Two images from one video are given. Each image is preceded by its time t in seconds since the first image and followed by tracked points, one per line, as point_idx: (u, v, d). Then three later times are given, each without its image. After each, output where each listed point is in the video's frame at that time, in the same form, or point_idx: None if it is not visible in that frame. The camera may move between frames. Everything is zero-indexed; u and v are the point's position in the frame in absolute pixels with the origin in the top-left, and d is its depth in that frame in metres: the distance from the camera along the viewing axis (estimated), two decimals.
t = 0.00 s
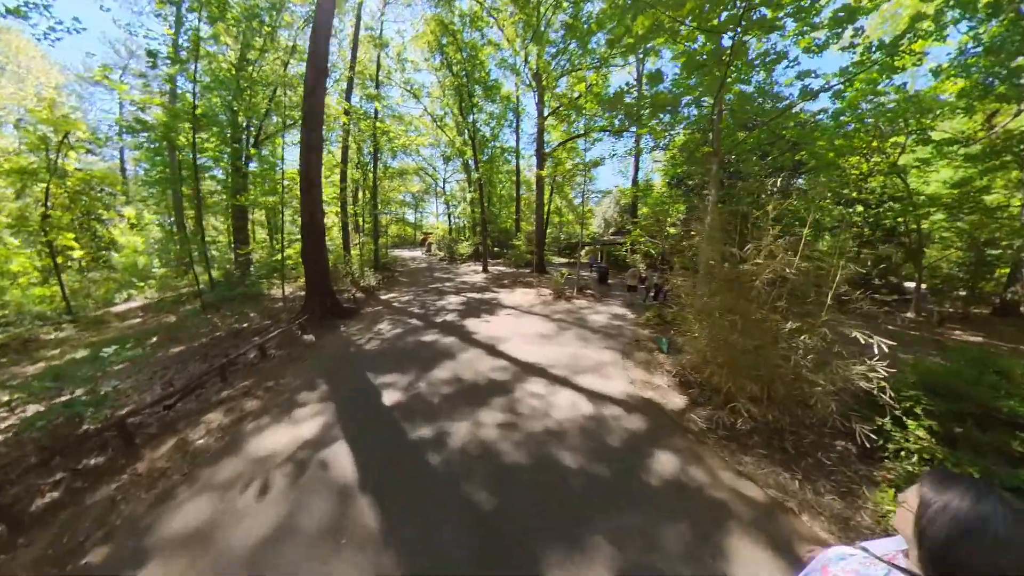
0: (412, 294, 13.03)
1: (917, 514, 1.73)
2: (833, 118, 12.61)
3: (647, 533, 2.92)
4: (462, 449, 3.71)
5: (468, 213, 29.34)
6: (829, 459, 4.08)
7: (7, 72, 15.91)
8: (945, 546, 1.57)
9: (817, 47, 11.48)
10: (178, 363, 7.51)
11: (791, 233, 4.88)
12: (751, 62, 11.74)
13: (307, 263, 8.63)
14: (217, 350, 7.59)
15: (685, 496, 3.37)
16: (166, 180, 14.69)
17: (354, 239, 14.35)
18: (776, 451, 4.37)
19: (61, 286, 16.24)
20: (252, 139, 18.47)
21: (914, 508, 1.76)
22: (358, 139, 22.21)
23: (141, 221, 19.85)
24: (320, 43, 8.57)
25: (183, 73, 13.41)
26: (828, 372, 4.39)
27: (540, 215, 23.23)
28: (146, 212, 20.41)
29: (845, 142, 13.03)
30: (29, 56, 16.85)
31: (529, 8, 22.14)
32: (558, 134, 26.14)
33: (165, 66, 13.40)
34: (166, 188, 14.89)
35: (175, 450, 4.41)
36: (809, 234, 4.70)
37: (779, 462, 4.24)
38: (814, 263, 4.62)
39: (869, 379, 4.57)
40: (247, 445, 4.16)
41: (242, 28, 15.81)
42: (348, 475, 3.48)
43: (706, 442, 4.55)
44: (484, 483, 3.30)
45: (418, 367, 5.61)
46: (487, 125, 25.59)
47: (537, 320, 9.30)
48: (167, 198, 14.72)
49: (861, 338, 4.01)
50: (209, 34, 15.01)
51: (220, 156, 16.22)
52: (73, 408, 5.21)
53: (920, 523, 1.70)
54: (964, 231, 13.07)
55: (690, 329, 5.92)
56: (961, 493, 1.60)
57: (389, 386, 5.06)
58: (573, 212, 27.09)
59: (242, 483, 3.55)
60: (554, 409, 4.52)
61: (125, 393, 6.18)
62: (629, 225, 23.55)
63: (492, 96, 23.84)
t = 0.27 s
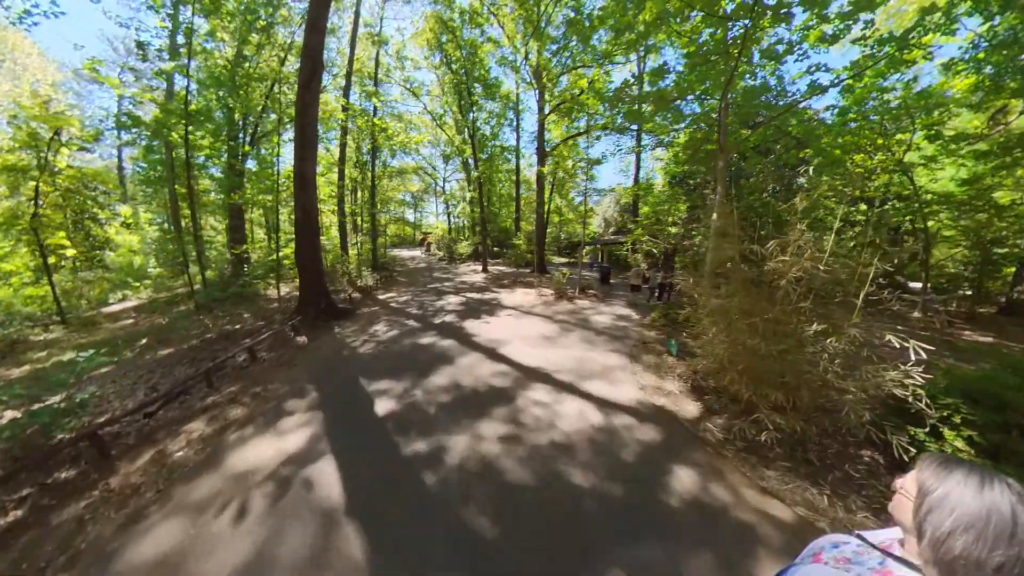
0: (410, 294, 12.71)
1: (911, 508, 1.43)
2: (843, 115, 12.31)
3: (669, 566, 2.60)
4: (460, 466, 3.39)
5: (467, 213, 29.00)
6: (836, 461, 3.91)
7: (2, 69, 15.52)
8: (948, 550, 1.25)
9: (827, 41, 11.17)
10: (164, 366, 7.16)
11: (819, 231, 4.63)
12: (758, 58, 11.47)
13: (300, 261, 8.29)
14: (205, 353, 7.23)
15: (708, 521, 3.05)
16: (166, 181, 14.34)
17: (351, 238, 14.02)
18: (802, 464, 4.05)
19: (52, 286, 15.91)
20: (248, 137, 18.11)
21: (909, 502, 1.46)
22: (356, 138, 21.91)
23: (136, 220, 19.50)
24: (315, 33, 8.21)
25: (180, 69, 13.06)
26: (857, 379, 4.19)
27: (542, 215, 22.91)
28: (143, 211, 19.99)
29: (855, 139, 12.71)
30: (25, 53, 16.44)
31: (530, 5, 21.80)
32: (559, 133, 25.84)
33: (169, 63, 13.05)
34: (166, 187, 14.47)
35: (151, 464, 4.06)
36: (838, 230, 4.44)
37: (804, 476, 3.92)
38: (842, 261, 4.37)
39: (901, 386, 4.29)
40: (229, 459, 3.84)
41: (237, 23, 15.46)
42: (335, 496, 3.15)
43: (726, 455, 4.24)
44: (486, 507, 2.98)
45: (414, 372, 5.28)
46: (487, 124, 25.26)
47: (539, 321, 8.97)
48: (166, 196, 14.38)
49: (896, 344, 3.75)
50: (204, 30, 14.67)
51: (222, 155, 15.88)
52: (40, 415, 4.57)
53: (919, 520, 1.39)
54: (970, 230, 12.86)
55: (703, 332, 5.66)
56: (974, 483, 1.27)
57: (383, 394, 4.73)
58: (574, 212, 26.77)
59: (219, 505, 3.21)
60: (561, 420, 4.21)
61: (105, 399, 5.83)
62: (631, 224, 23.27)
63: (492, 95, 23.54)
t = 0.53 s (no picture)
0: (409, 295, 12.36)
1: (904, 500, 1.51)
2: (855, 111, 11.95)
3: None
4: (466, 490, 3.06)
5: (467, 212, 28.63)
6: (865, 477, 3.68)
7: None
8: (945, 532, 1.33)
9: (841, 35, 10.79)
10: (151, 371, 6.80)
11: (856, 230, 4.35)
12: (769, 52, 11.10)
13: (295, 260, 7.95)
14: (195, 357, 6.88)
15: (745, 553, 2.72)
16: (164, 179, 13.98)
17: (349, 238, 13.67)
18: (833, 480, 3.75)
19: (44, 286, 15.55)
20: (244, 135, 17.72)
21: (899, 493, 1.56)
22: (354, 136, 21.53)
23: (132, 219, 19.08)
24: (312, 23, 7.85)
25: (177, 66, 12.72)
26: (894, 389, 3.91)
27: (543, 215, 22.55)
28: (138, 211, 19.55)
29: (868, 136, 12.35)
30: (19, 50, 15.91)
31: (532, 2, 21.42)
32: (561, 131, 25.45)
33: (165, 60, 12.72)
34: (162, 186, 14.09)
35: (127, 482, 3.72)
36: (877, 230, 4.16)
37: (839, 494, 3.60)
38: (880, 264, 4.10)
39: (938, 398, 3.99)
40: (211, 479, 3.50)
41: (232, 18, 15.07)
42: (326, 525, 2.82)
43: (752, 472, 3.91)
44: (497, 539, 2.65)
45: (414, 379, 4.95)
46: (487, 123, 24.88)
47: (543, 323, 8.62)
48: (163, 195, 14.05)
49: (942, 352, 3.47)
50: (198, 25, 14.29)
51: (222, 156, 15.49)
52: (10, 426, 3.85)
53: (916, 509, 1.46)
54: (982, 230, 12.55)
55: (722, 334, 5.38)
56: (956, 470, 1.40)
57: (380, 404, 4.39)
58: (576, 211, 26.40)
59: (197, 534, 2.87)
60: (575, 436, 3.90)
61: (86, 407, 5.49)
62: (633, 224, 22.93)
63: (493, 93, 23.19)
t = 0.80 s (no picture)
0: (409, 296, 12.04)
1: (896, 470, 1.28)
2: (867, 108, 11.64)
3: None
4: (476, 515, 2.78)
5: (468, 212, 28.30)
6: (895, 489, 3.41)
7: None
8: (940, 497, 1.10)
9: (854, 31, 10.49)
10: (141, 376, 6.51)
11: (893, 229, 4.12)
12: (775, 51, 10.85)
13: (291, 260, 7.65)
14: (186, 361, 6.58)
15: None
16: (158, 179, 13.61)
17: (348, 237, 13.36)
18: (868, 495, 3.47)
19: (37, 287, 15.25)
20: (241, 134, 17.40)
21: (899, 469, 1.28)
22: (353, 135, 21.20)
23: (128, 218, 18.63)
24: (309, 15, 7.56)
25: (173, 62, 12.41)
26: (930, 399, 3.64)
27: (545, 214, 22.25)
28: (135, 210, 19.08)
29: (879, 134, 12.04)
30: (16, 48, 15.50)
31: None
32: (562, 130, 25.14)
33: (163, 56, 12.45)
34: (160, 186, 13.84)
35: (105, 502, 3.43)
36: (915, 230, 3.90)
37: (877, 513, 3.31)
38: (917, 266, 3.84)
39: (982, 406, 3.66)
40: (195, 500, 3.21)
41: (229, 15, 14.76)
42: (321, 554, 2.54)
43: (780, 487, 3.62)
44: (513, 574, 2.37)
45: (416, 387, 4.66)
46: (488, 122, 24.53)
47: (549, 324, 8.31)
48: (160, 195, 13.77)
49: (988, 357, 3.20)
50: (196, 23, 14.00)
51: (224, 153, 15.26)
52: None
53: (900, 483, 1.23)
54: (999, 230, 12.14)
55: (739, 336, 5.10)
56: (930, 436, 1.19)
57: (380, 414, 4.09)
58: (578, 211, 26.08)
59: (176, 566, 2.58)
60: (591, 449, 3.62)
61: (70, 416, 5.19)
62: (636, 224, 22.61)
63: (494, 92, 22.90)
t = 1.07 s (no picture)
0: (409, 298, 11.67)
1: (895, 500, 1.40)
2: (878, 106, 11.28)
3: None
4: (489, 559, 2.46)
5: (468, 212, 27.93)
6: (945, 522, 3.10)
7: None
8: (932, 532, 1.20)
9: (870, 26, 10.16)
10: (127, 386, 6.17)
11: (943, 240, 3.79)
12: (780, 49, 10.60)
13: (286, 261, 7.33)
14: (175, 371, 6.25)
15: None
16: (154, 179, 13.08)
17: (345, 239, 12.99)
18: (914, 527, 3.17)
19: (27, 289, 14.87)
20: (237, 133, 17.01)
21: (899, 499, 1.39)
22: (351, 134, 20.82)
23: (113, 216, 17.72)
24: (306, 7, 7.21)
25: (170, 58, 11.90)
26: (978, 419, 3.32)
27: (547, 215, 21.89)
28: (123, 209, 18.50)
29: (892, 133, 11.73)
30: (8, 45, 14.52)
31: None
32: (564, 129, 24.76)
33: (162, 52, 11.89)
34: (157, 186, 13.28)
35: (77, 536, 3.11)
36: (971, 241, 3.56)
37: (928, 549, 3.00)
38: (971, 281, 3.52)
39: None
40: (173, 537, 2.89)
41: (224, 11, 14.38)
42: None
43: (817, 518, 3.31)
44: None
45: (417, 403, 4.33)
46: (489, 121, 24.17)
47: (555, 330, 7.98)
48: (156, 195, 13.26)
49: None
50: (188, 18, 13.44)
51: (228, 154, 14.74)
52: None
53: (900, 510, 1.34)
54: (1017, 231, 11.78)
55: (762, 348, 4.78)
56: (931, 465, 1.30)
57: (379, 435, 3.77)
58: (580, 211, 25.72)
59: None
60: (610, 477, 3.32)
61: (48, 432, 4.87)
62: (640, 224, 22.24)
63: (495, 92, 22.56)
